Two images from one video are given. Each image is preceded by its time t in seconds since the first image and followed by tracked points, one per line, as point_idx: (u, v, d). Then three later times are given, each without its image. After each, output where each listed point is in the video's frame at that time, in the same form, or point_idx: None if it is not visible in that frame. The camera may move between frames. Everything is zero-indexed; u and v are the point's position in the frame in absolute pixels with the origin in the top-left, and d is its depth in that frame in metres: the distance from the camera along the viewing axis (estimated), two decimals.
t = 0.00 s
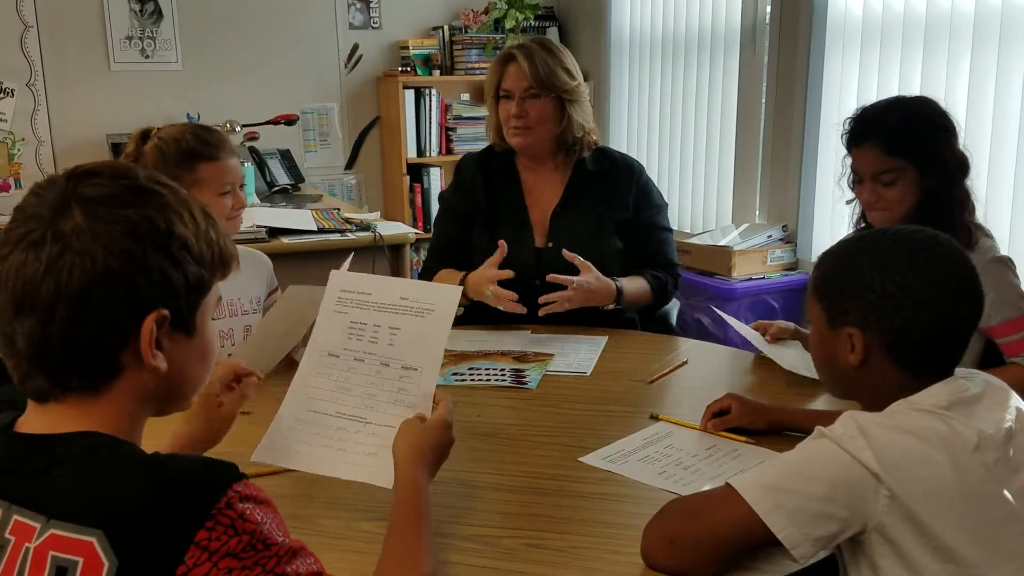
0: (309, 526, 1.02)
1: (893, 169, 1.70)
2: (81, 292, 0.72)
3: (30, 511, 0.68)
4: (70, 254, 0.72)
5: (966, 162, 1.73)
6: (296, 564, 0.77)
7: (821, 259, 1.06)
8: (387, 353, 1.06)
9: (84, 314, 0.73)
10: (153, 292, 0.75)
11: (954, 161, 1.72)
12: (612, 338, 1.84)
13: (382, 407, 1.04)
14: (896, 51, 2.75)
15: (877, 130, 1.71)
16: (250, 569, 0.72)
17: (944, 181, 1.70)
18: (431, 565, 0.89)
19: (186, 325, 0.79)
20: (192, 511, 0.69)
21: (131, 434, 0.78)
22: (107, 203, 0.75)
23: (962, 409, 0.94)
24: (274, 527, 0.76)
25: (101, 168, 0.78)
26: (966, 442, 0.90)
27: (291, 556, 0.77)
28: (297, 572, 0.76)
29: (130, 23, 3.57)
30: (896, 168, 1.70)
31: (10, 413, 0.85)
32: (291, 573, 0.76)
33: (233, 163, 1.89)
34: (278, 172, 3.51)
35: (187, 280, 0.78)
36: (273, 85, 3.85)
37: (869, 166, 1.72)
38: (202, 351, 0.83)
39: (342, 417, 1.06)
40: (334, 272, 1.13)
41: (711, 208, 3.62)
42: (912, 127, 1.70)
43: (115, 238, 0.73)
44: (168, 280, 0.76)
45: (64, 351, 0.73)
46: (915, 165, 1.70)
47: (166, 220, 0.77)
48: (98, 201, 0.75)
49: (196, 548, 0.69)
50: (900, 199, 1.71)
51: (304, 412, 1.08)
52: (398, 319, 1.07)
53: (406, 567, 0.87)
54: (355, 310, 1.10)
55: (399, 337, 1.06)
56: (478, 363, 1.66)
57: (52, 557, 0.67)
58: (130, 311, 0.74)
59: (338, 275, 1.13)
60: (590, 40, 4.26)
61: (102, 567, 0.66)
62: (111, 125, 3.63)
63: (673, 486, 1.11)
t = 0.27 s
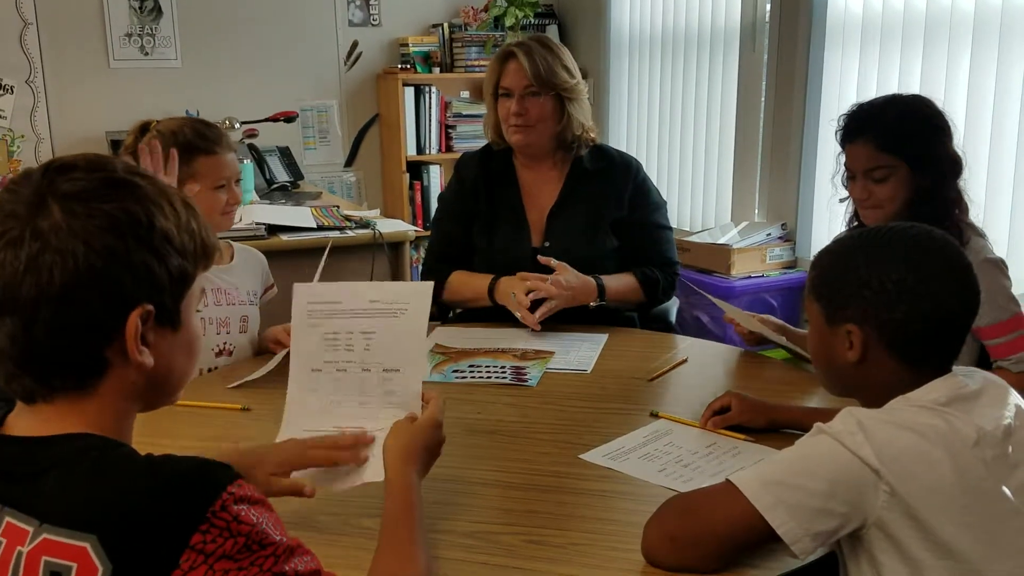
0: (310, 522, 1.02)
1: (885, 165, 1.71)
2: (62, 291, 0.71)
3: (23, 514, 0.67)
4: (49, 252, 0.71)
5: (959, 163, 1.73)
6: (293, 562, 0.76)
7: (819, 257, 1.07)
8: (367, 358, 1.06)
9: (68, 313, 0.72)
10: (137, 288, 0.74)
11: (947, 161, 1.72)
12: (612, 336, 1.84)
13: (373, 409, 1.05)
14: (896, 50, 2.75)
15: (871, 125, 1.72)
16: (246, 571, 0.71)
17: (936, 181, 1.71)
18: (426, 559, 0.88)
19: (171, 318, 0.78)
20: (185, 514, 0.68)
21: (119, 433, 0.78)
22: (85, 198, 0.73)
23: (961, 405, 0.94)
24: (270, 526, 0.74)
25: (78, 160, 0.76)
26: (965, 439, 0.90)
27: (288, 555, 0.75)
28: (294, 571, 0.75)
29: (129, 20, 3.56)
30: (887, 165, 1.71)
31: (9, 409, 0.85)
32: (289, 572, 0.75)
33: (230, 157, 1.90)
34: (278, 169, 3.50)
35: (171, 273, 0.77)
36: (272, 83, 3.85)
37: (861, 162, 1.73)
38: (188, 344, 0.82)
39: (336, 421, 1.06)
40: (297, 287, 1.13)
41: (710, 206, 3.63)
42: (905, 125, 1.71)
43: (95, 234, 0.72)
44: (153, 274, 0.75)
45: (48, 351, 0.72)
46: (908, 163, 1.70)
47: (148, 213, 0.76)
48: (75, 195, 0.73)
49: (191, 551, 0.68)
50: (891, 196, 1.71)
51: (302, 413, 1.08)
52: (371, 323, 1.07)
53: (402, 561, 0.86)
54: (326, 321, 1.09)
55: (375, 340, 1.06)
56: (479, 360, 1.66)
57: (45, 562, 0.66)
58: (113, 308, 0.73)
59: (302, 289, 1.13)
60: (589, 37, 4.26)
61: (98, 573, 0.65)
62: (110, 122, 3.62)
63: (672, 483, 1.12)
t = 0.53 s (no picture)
0: (314, 520, 1.02)
1: (885, 159, 1.72)
2: (75, 300, 0.70)
3: (28, 516, 0.66)
4: (59, 259, 0.69)
5: (960, 165, 1.72)
6: (298, 565, 0.75)
7: (825, 253, 1.06)
8: (379, 344, 1.03)
9: (80, 321, 0.71)
10: (149, 292, 0.74)
11: (948, 162, 1.71)
12: (615, 334, 1.84)
13: (381, 402, 1.02)
14: (899, 50, 2.75)
15: (874, 118, 1.74)
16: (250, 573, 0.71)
17: (935, 180, 1.71)
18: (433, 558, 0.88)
19: (180, 319, 0.78)
20: (193, 519, 0.68)
21: (128, 435, 0.77)
22: (92, 203, 0.72)
23: (966, 403, 0.93)
24: (275, 530, 0.74)
25: (79, 162, 0.75)
26: (970, 437, 0.90)
27: (293, 558, 0.75)
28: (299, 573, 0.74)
29: (133, 19, 3.57)
30: (888, 159, 1.72)
31: (12, 409, 0.85)
32: None
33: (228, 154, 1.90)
34: (281, 169, 3.50)
35: (180, 274, 0.77)
36: (275, 82, 3.85)
37: (862, 155, 1.74)
38: (197, 342, 0.82)
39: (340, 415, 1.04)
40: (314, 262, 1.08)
41: (712, 205, 3.63)
42: (907, 121, 1.72)
43: (105, 240, 0.71)
44: (163, 277, 0.75)
45: (57, 358, 0.71)
46: (908, 159, 1.71)
47: (156, 216, 0.75)
48: (82, 201, 0.72)
49: (196, 555, 0.68)
50: (889, 190, 1.72)
51: (304, 411, 1.06)
52: (385, 310, 1.03)
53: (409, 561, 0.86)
54: (340, 303, 1.05)
55: (389, 327, 1.02)
56: (482, 358, 1.66)
57: (50, 563, 0.66)
58: (125, 313, 0.73)
59: (320, 265, 1.08)
60: (592, 37, 4.26)
61: None
62: (113, 121, 3.63)
63: (676, 482, 1.11)
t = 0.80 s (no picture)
0: (316, 521, 1.02)
1: (884, 153, 1.73)
2: (68, 308, 0.69)
3: (28, 516, 0.66)
4: (48, 269, 0.68)
5: (961, 166, 1.72)
6: (298, 567, 0.75)
7: (832, 253, 1.06)
8: (396, 350, 1.08)
9: (74, 329, 0.70)
10: (142, 294, 0.73)
11: (949, 162, 1.71)
12: (618, 334, 1.84)
13: (394, 405, 1.06)
14: (902, 49, 2.74)
15: (873, 113, 1.75)
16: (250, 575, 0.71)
17: (934, 177, 1.71)
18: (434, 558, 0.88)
19: (176, 317, 0.78)
20: (190, 520, 0.67)
21: (128, 435, 0.77)
22: (78, 210, 0.71)
23: (969, 404, 0.93)
24: (273, 533, 0.74)
25: (62, 167, 0.73)
26: (974, 437, 0.90)
27: (293, 560, 0.75)
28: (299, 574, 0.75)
29: (135, 19, 3.57)
30: (887, 154, 1.73)
31: (13, 410, 0.85)
32: None
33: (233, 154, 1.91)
34: (283, 169, 3.51)
35: (172, 273, 0.77)
36: (277, 82, 3.85)
37: (861, 149, 1.76)
38: (193, 336, 0.82)
39: (357, 418, 1.08)
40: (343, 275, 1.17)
41: (715, 205, 3.63)
42: (907, 116, 1.72)
43: (94, 247, 0.70)
44: (156, 278, 0.74)
45: (52, 365, 0.71)
46: (908, 155, 1.71)
47: (143, 217, 0.74)
48: (68, 209, 0.70)
49: (194, 558, 0.67)
50: (884, 186, 1.73)
51: (321, 414, 1.10)
52: (403, 316, 1.09)
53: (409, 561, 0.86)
54: (364, 312, 1.13)
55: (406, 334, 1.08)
56: (484, 359, 1.66)
57: (47, 564, 0.66)
58: (119, 317, 0.72)
59: (349, 277, 1.16)
60: (595, 37, 4.26)
61: None
62: (115, 121, 3.63)
63: (679, 482, 1.11)
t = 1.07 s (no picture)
0: (318, 521, 1.02)
1: (883, 151, 1.72)
2: (61, 307, 0.69)
3: (24, 522, 0.67)
4: (41, 270, 0.69)
5: (960, 163, 1.72)
6: (297, 566, 0.75)
7: (835, 254, 1.06)
8: (392, 355, 1.06)
9: (68, 328, 0.70)
10: (136, 292, 0.73)
11: (948, 159, 1.71)
12: (620, 334, 1.84)
13: (395, 410, 1.05)
14: (904, 49, 2.74)
15: (872, 110, 1.74)
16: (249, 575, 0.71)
17: (932, 175, 1.71)
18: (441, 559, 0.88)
19: (169, 313, 0.78)
20: (189, 520, 0.67)
21: (122, 436, 0.77)
22: (68, 209, 0.71)
23: (971, 404, 0.93)
24: (272, 531, 0.74)
25: (51, 166, 0.73)
26: (976, 438, 0.89)
27: (292, 558, 0.75)
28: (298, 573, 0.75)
29: (137, 20, 3.57)
30: (886, 151, 1.72)
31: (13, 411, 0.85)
32: None
33: (242, 159, 1.89)
34: (285, 170, 3.51)
35: (164, 270, 0.76)
36: (279, 83, 3.85)
37: (860, 146, 1.75)
38: (185, 332, 0.82)
39: (356, 425, 1.06)
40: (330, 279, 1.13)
41: (717, 205, 3.62)
42: (906, 113, 1.72)
43: (85, 245, 0.70)
44: (148, 276, 0.74)
45: (46, 367, 0.71)
46: (907, 153, 1.71)
47: (133, 215, 0.74)
48: (58, 208, 0.70)
49: (194, 559, 0.67)
50: (883, 184, 1.73)
51: (319, 423, 1.07)
52: (398, 320, 1.07)
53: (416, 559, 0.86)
54: (354, 317, 1.10)
55: (402, 338, 1.06)
56: (486, 359, 1.66)
57: (45, 569, 0.66)
58: (112, 315, 0.72)
59: (334, 282, 1.13)
60: (597, 36, 4.26)
61: None
62: (118, 122, 3.63)
63: (681, 483, 1.11)
